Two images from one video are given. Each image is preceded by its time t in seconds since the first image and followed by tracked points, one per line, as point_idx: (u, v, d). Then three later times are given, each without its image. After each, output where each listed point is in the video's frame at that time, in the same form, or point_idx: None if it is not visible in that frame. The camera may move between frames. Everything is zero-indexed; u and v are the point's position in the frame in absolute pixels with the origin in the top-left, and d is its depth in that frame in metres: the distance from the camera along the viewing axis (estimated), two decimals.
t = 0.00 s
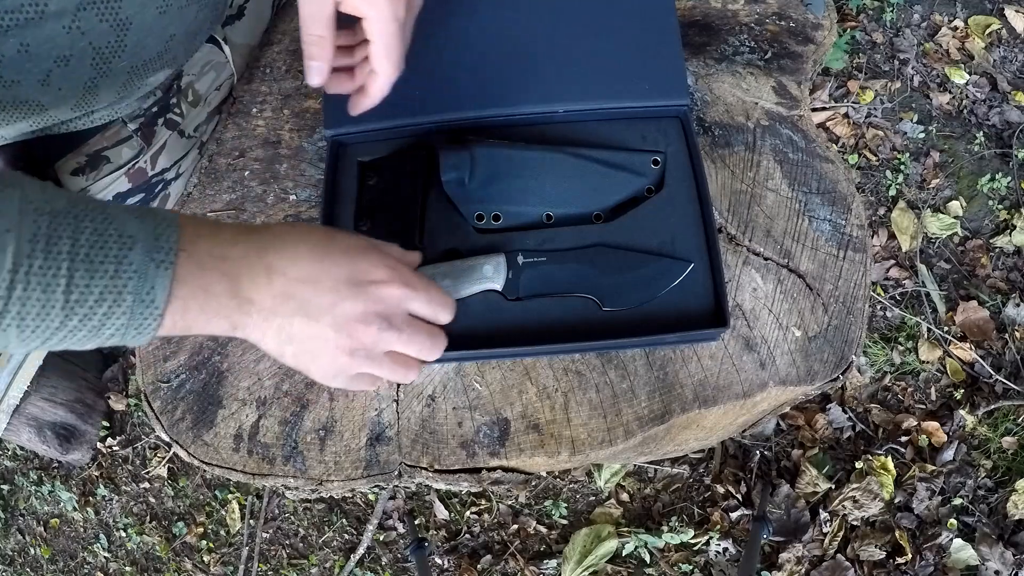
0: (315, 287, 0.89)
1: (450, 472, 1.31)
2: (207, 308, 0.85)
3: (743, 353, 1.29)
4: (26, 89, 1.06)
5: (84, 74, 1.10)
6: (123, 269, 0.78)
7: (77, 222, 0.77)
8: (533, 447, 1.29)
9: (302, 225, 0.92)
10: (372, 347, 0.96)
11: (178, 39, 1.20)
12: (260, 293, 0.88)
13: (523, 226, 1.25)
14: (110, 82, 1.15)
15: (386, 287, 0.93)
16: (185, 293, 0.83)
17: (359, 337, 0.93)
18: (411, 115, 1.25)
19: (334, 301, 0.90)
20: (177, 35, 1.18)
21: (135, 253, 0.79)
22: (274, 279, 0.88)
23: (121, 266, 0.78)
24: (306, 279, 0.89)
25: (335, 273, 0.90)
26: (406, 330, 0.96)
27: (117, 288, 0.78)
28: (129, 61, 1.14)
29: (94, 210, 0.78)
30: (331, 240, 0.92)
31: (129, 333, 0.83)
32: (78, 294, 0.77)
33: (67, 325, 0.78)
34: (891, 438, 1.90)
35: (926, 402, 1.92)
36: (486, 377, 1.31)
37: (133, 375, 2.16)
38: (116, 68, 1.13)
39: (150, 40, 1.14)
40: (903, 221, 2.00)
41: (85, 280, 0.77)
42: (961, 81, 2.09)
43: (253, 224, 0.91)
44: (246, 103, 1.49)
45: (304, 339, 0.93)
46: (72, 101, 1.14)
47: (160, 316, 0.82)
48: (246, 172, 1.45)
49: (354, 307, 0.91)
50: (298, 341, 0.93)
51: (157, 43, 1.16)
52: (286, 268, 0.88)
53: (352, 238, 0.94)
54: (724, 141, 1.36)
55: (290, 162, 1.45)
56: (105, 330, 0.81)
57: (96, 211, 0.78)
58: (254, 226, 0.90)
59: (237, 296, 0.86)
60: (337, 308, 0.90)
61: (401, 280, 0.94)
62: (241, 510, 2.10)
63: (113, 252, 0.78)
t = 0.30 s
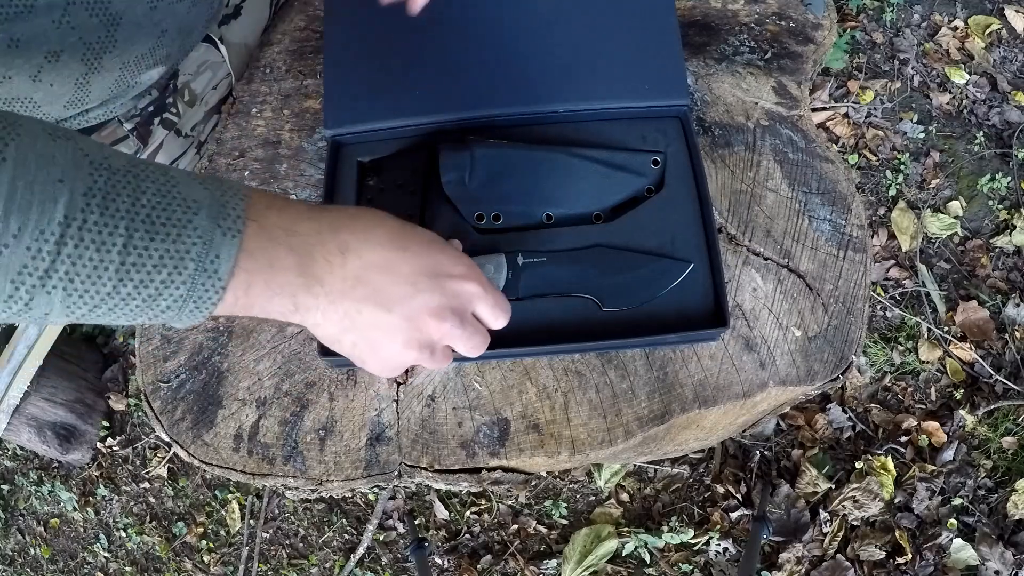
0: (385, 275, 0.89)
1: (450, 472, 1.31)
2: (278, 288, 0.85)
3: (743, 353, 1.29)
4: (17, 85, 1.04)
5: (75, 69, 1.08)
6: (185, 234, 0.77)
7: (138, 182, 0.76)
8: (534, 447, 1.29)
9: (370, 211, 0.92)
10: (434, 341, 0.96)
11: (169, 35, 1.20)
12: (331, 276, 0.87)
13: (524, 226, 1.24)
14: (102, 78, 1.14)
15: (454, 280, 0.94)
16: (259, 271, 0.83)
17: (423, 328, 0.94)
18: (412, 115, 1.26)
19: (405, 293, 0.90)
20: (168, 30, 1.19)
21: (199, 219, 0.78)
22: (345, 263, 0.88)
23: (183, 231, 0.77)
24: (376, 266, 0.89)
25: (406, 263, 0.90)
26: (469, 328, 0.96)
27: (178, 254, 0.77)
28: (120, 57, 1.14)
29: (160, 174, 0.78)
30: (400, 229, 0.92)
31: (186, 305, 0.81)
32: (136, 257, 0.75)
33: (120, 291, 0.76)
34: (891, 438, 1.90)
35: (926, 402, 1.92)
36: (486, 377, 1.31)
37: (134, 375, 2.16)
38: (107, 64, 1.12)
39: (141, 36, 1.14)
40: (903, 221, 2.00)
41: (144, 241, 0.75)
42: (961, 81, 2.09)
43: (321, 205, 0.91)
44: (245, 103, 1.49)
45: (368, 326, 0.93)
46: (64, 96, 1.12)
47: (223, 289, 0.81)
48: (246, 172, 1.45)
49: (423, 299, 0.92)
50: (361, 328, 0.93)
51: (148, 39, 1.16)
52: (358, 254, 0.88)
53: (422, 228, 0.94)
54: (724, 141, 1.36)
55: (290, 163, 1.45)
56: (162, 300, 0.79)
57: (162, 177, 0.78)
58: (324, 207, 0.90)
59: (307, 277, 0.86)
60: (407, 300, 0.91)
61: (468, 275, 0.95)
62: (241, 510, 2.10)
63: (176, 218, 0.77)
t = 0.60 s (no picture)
0: (426, 272, 0.91)
1: (450, 472, 1.31)
2: (323, 285, 0.85)
3: (743, 353, 1.29)
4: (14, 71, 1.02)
5: (72, 56, 1.08)
6: (227, 218, 0.75)
7: (177, 164, 0.75)
8: (533, 447, 1.29)
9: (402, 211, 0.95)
10: (472, 336, 0.99)
11: (165, 25, 1.23)
12: (374, 274, 0.88)
13: (524, 226, 1.23)
14: (99, 66, 1.14)
15: (490, 276, 0.97)
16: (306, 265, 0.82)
17: (462, 324, 0.96)
18: (412, 115, 1.26)
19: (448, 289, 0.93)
20: (163, 20, 1.22)
21: (240, 204, 0.76)
22: (385, 259, 0.89)
23: (224, 214, 0.75)
24: (416, 262, 0.91)
25: (445, 261, 0.93)
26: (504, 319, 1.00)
27: (219, 237, 0.75)
28: (117, 44, 1.14)
29: (200, 160, 0.77)
30: (433, 227, 0.94)
31: (223, 296, 0.78)
32: (173, 237, 0.73)
33: (154, 275, 0.74)
34: (891, 438, 1.90)
35: (926, 402, 1.92)
36: (486, 377, 1.31)
37: (134, 375, 2.15)
38: (104, 51, 1.13)
39: (138, 22, 1.16)
40: (903, 221, 2.00)
41: (184, 221, 0.73)
42: (961, 81, 2.09)
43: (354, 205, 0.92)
44: (245, 103, 1.49)
45: (407, 325, 0.94)
46: (61, 85, 1.11)
47: (263, 280, 0.79)
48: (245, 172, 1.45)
49: (463, 294, 0.94)
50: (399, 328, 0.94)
51: (143, 28, 1.18)
52: (398, 252, 0.90)
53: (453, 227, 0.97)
54: (724, 141, 1.36)
55: (289, 163, 1.45)
56: (197, 289, 0.77)
57: (201, 162, 0.77)
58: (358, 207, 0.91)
59: (350, 274, 0.87)
60: (449, 295, 0.93)
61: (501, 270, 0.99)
62: (241, 510, 2.10)
63: (216, 200, 0.75)
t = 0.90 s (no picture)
0: (400, 262, 0.91)
1: (450, 472, 1.31)
2: (302, 285, 0.86)
3: (743, 353, 1.29)
4: (11, 59, 1.00)
5: (71, 45, 1.07)
6: (212, 215, 0.77)
7: (164, 161, 0.75)
8: (533, 447, 1.29)
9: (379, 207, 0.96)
10: (460, 326, 0.98)
11: (162, 17, 1.23)
12: (349, 270, 0.89)
13: (523, 226, 1.22)
14: (98, 55, 1.14)
15: (468, 258, 0.95)
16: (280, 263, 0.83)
17: (446, 311, 0.95)
18: (411, 114, 1.26)
19: (426, 279, 0.92)
20: (161, 10, 1.22)
21: (226, 202, 0.78)
22: (361, 255, 0.90)
23: (209, 211, 0.76)
24: (392, 254, 0.91)
25: (419, 248, 0.92)
26: (491, 307, 0.99)
27: (206, 233, 0.76)
28: (115, 34, 1.14)
29: (186, 160, 0.78)
30: (408, 217, 0.95)
31: (206, 292, 0.79)
32: (160, 233, 0.74)
33: (141, 270, 0.74)
34: (891, 438, 1.90)
35: (926, 402, 1.92)
36: (486, 377, 1.31)
37: (134, 375, 2.15)
38: (102, 40, 1.13)
39: (136, 11, 1.16)
40: (903, 221, 2.00)
41: (171, 217, 0.74)
42: (961, 81, 2.09)
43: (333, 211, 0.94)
44: (245, 103, 1.49)
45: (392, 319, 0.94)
46: (59, 75, 1.10)
47: (244, 276, 0.79)
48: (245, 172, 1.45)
49: (442, 283, 0.93)
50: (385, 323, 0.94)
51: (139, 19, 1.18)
52: (373, 245, 0.90)
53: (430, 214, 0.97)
54: (724, 141, 1.35)
55: (289, 163, 1.45)
56: (181, 285, 0.77)
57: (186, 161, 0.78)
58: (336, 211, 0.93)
59: (327, 272, 0.88)
60: (428, 286, 0.93)
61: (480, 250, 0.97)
62: (241, 510, 2.10)
63: (203, 198, 0.76)
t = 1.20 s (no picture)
0: (291, 315, 0.83)
1: (450, 472, 1.31)
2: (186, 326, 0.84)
3: (744, 353, 1.29)
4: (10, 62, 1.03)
5: (70, 46, 1.08)
6: (66, 274, 0.75)
7: (21, 213, 0.74)
8: (533, 447, 1.29)
9: (280, 229, 0.82)
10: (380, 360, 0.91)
11: (163, 18, 1.21)
12: (237, 318, 0.84)
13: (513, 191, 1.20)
14: (96, 58, 1.12)
15: (368, 314, 0.82)
16: (157, 317, 0.82)
17: (353, 358, 0.89)
18: (401, 90, 1.25)
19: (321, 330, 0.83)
20: (161, 12, 1.19)
21: (82, 258, 0.75)
22: (245, 308, 0.82)
23: (65, 270, 0.75)
24: (281, 304, 0.81)
25: (307, 304, 0.81)
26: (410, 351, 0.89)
27: (62, 295, 0.76)
28: (114, 35, 1.13)
29: (48, 205, 0.75)
30: (300, 259, 0.80)
31: (81, 339, 0.80)
32: (15, 295, 0.74)
33: (8, 327, 0.76)
34: (891, 438, 1.90)
35: (926, 402, 1.92)
36: (485, 377, 1.30)
37: (134, 375, 2.15)
38: (101, 41, 1.12)
39: (133, 12, 1.14)
40: (903, 221, 2.00)
41: (23, 281, 0.74)
42: (961, 81, 2.09)
43: (226, 231, 0.82)
44: (245, 103, 1.49)
45: (300, 356, 0.90)
46: (58, 79, 1.09)
47: (114, 327, 0.80)
48: (245, 172, 1.45)
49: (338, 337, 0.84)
50: (294, 357, 0.90)
51: (139, 20, 1.15)
52: (258, 296, 0.81)
53: (327, 255, 0.80)
54: (725, 141, 1.35)
55: (290, 163, 1.45)
56: (52, 335, 0.79)
57: (49, 207, 0.75)
58: (228, 237, 0.81)
59: (213, 318, 0.83)
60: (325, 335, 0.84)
61: (385, 303, 0.82)
62: (241, 510, 2.10)
63: (58, 257, 0.75)
